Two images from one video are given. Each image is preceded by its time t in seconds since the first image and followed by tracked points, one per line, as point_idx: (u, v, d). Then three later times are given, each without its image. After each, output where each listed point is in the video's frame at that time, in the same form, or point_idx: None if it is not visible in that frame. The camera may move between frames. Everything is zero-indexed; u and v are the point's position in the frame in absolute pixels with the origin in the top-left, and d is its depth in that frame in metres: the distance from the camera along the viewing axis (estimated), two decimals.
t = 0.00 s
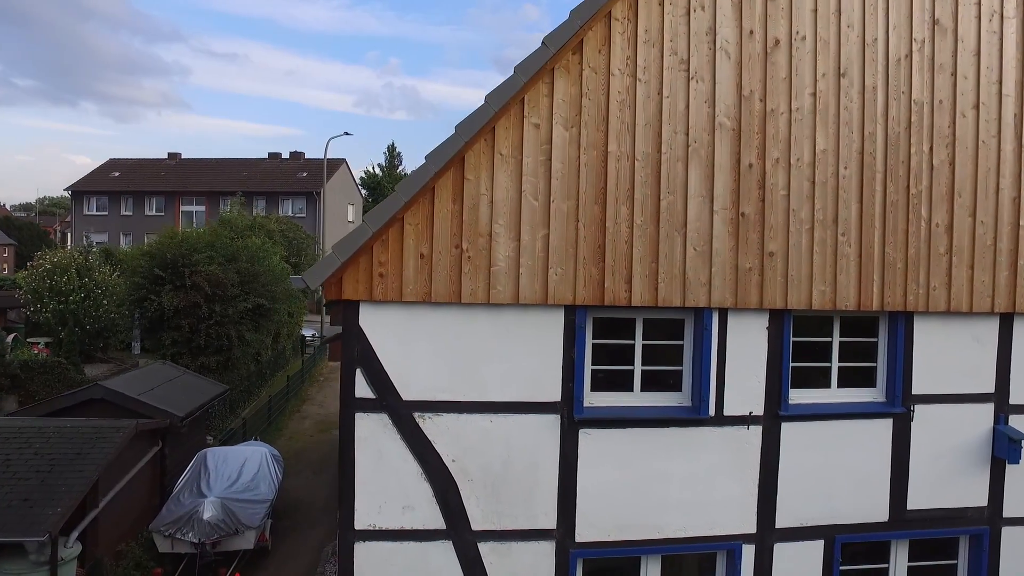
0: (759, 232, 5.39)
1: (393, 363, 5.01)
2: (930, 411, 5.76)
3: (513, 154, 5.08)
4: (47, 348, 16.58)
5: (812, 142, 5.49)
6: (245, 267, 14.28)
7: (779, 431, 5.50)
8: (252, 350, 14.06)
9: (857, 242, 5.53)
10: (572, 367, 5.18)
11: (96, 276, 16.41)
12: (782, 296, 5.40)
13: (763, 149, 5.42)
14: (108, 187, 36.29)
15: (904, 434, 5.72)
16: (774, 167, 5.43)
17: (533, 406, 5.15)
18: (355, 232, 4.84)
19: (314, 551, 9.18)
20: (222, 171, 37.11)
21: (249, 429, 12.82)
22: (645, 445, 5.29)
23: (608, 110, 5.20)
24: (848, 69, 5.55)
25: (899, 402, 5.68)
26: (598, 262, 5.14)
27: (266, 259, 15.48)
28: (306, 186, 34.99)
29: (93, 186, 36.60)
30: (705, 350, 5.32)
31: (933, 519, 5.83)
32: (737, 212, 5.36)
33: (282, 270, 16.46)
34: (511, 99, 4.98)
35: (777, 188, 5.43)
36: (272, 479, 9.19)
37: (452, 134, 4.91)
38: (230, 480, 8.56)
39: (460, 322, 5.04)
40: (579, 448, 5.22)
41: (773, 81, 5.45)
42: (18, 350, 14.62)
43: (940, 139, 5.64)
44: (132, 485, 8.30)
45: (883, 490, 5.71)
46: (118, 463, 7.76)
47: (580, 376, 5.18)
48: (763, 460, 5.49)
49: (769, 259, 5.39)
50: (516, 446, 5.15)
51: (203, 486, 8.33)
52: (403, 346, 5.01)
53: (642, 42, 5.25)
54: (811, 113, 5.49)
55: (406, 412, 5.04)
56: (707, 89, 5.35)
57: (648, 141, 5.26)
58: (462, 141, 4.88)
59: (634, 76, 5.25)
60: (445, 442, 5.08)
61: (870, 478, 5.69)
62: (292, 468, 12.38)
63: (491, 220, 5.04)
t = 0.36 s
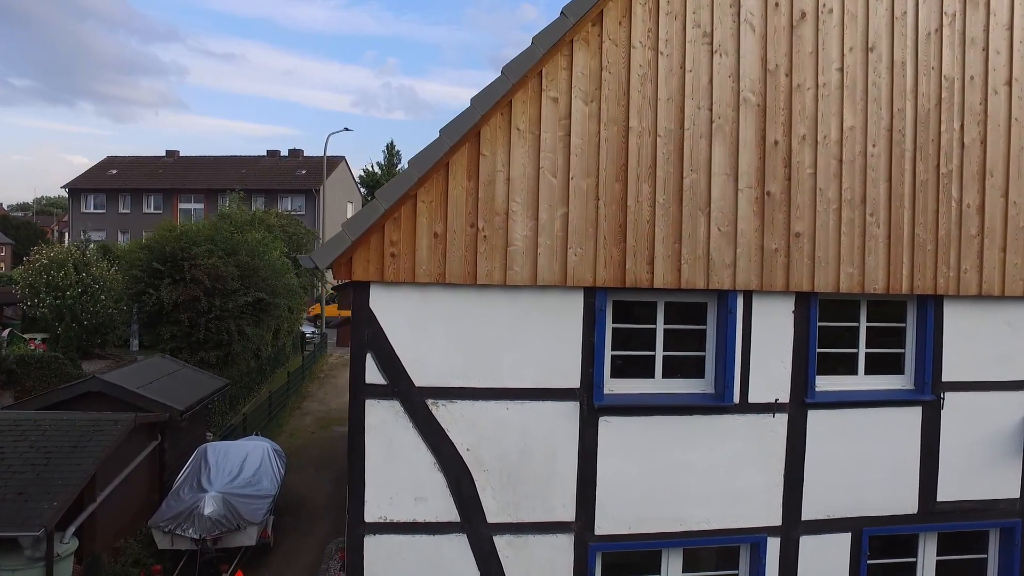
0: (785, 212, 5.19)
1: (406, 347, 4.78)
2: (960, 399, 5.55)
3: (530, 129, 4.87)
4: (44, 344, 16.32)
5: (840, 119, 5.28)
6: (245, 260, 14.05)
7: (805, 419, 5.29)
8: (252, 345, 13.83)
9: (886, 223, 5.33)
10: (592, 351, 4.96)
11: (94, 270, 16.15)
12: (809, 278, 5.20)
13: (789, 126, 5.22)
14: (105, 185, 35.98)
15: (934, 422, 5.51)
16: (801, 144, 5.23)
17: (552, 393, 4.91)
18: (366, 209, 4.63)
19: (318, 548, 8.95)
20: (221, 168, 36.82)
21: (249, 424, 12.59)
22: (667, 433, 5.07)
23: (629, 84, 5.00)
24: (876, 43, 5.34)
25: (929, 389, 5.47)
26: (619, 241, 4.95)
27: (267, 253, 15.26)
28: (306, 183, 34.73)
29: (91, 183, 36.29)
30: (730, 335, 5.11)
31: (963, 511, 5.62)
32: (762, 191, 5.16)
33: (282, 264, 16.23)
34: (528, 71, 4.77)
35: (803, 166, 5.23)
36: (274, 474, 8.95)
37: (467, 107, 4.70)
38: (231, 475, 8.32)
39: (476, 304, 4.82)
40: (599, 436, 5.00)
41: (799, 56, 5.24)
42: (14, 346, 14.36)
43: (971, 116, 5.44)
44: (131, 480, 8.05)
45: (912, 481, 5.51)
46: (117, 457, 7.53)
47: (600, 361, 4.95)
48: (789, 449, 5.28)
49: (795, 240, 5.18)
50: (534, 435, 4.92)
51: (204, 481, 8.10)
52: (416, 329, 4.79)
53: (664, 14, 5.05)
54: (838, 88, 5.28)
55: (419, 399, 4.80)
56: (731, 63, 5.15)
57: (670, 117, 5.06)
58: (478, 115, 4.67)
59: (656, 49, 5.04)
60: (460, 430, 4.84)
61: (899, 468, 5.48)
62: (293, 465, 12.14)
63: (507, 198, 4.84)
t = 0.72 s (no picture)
0: (803, 188, 5.06)
1: (415, 325, 4.64)
2: (981, 381, 5.42)
3: (543, 102, 4.74)
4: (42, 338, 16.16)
5: (859, 93, 5.15)
6: (245, 253, 13.90)
7: (824, 401, 5.16)
8: (253, 339, 13.68)
9: (907, 200, 5.20)
10: (606, 330, 4.81)
11: (92, 265, 16.01)
12: (828, 256, 5.07)
13: (808, 100, 5.09)
14: (104, 182, 35.80)
15: (955, 405, 5.38)
16: (819, 119, 5.09)
17: (565, 373, 4.77)
18: (375, 183, 4.51)
19: (320, 540, 8.80)
20: (220, 165, 36.64)
21: (250, 418, 12.43)
22: (683, 415, 4.93)
23: (644, 57, 4.86)
24: (896, 16, 5.21)
25: (950, 371, 5.34)
26: (634, 218, 4.83)
27: (267, 246, 15.12)
28: (305, 180, 34.55)
29: (89, 180, 36.12)
30: (747, 314, 4.97)
31: (985, 496, 5.48)
32: (780, 167, 5.03)
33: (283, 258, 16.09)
34: (541, 42, 4.64)
35: (822, 141, 5.09)
36: (276, 465, 8.79)
37: (479, 78, 4.57)
38: (232, 466, 8.17)
39: (487, 281, 4.68)
40: (613, 418, 4.85)
41: (818, 29, 5.11)
42: (11, 340, 14.18)
43: (993, 92, 5.31)
44: (130, 470, 7.89)
45: (933, 465, 5.38)
46: (115, 447, 7.38)
47: (615, 341, 4.81)
48: (807, 432, 5.14)
49: (814, 217, 5.05)
50: (547, 416, 4.77)
51: (204, 472, 7.94)
52: (425, 307, 4.64)
53: None
54: (858, 62, 5.15)
55: (428, 379, 4.65)
56: (748, 36, 5.02)
57: (686, 91, 4.93)
58: (490, 86, 4.54)
59: (672, 20, 4.91)
60: (470, 412, 4.69)
61: (919, 452, 5.35)
62: (294, 458, 11.99)
63: (519, 172, 4.71)
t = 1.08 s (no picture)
0: (812, 160, 4.99)
1: (418, 296, 4.56)
2: (991, 357, 5.35)
3: (549, 70, 4.67)
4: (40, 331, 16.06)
5: (868, 64, 5.09)
6: (244, 243, 13.82)
7: (833, 376, 5.08)
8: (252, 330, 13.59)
9: (916, 173, 5.13)
10: (613, 303, 4.74)
11: (90, 257, 15.90)
12: (837, 229, 5.01)
13: (816, 71, 5.02)
14: (102, 179, 35.67)
15: (964, 381, 5.31)
16: (828, 90, 5.03)
17: (571, 345, 4.69)
18: (378, 150, 4.44)
19: (320, 528, 8.71)
20: (219, 162, 36.52)
21: (249, 409, 12.34)
22: (690, 389, 4.86)
23: (651, 26, 4.80)
24: None
25: (960, 347, 5.28)
26: (641, 188, 4.76)
27: (267, 237, 15.05)
28: (304, 177, 34.45)
29: (88, 177, 36.01)
30: (755, 287, 4.90)
31: (995, 474, 5.41)
32: (788, 138, 4.97)
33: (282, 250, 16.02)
34: (547, 9, 4.57)
35: (830, 113, 5.03)
36: (276, 452, 8.70)
37: (484, 45, 4.50)
38: (231, 452, 8.08)
39: (491, 251, 4.62)
40: (620, 392, 4.77)
41: None
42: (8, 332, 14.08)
43: (1004, 64, 5.25)
44: (128, 456, 7.80)
45: (942, 442, 5.31)
46: (113, 431, 7.29)
47: (621, 313, 4.73)
48: (816, 408, 5.07)
49: (822, 188, 4.99)
50: (553, 390, 4.68)
51: (204, 457, 7.85)
52: (429, 278, 4.57)
53: None
54: (867, 33, 5.09)
55: (432, 352, 4.57)
56: (756, 6, 4.95)
57: (693, 60, 4.86)
58: (495, 53, 4.47)
59: None
60: (474, 385, 4.60)
61: (929, 429, 5.28)
62: (294, 449, 11.91)
63: (525, 141, 4.65)
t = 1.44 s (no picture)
0: (814, 132, 4.97)
1: (419, 266, 4.54)
2: (993, 332, 5.34)
3: (550, 40, 4.64)
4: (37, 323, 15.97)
5: (870, 37, 5.07)
6: (242, 234, 13.77)
7: (836, 350, 5.06)
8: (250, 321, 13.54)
9: (919, 146, 5.11)
10: (615, 274, 4.72)
11: (87, 249, 15.79)
12: (839, 202, 4.99)
13: (819, 43, 5.00)
14: (99, 176, 35.55)
15: (967, 356, 5.29)
16: (831, 63, 5.01)
17: (572, 317, 4.66)
18: (379, 119, 4.42)
19: (319, 514, 8.67)
20: (216, 159, 36.42)
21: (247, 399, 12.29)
22: (693, 362, 4.82)
23: None
24: None
25: (962, 322, 5.26)
26: (643, 159, 4.75)
27: (265, 229, 15.00)
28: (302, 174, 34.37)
29: (85, 174, 35.89)
30: (757, 259, 4.88)
31: (997, 449, 5.40)
32: (791, 110, 4.95)
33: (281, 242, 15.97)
34: None
35: (832, 85, 5.01)
36: (275, 438, 8.65)
37: (485, 14, 4.48)
38: (230, 437, 8.02)
39: (493, 222, 4.61)
40: (622, 365, 4.73)
41: None
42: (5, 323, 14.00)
43: (1006, 37, 5.24)
44: (127, 439, 7.76)
45: (945, 417, 5.29)
46: (111, 413, 7.25)
47: (623, 284, 4.71)
48: (819, 381, 5.04)
49: (825, 161, 4.97)
50: (555, 361, 4.65)
51: (202, 441, 7.79)
52: (430, 248, 4.56)
53: None
54: (869, 6, 5.07)
55: (433, 322, 4.54)
56: None
57: (695, 32, 4.84)
58: (496, 22, 4.45)
59: None
60: (476, 356, 4.56)
61: (931, 404, 5.26)
62: (293, 438, 11.87)
63: (526, 111, 4.62)
